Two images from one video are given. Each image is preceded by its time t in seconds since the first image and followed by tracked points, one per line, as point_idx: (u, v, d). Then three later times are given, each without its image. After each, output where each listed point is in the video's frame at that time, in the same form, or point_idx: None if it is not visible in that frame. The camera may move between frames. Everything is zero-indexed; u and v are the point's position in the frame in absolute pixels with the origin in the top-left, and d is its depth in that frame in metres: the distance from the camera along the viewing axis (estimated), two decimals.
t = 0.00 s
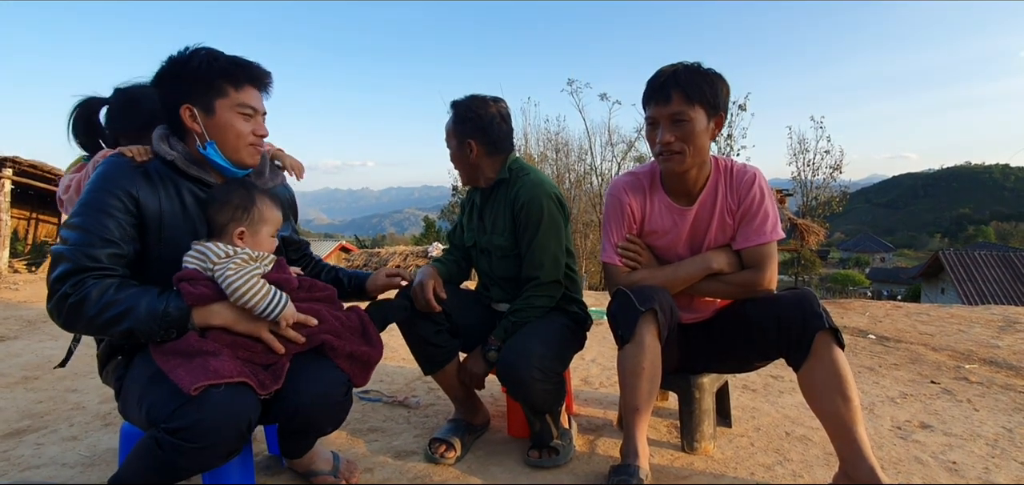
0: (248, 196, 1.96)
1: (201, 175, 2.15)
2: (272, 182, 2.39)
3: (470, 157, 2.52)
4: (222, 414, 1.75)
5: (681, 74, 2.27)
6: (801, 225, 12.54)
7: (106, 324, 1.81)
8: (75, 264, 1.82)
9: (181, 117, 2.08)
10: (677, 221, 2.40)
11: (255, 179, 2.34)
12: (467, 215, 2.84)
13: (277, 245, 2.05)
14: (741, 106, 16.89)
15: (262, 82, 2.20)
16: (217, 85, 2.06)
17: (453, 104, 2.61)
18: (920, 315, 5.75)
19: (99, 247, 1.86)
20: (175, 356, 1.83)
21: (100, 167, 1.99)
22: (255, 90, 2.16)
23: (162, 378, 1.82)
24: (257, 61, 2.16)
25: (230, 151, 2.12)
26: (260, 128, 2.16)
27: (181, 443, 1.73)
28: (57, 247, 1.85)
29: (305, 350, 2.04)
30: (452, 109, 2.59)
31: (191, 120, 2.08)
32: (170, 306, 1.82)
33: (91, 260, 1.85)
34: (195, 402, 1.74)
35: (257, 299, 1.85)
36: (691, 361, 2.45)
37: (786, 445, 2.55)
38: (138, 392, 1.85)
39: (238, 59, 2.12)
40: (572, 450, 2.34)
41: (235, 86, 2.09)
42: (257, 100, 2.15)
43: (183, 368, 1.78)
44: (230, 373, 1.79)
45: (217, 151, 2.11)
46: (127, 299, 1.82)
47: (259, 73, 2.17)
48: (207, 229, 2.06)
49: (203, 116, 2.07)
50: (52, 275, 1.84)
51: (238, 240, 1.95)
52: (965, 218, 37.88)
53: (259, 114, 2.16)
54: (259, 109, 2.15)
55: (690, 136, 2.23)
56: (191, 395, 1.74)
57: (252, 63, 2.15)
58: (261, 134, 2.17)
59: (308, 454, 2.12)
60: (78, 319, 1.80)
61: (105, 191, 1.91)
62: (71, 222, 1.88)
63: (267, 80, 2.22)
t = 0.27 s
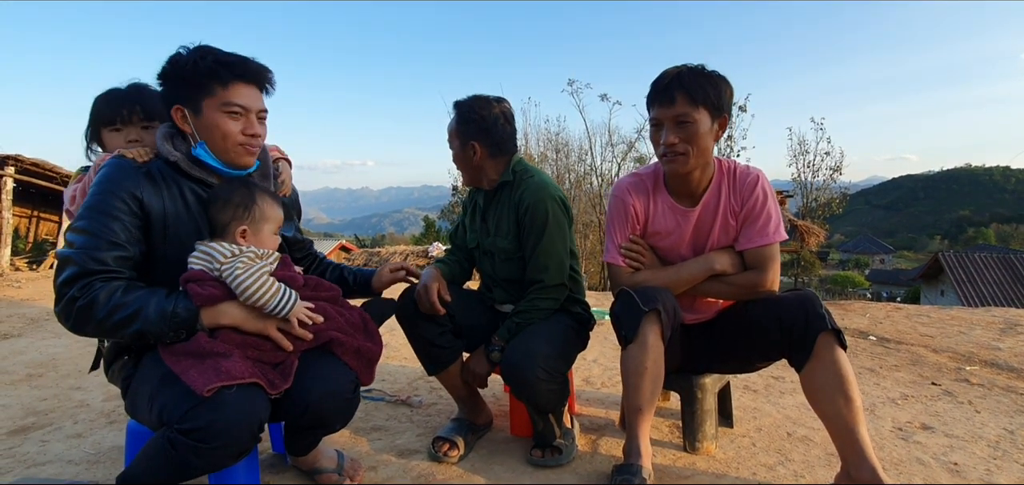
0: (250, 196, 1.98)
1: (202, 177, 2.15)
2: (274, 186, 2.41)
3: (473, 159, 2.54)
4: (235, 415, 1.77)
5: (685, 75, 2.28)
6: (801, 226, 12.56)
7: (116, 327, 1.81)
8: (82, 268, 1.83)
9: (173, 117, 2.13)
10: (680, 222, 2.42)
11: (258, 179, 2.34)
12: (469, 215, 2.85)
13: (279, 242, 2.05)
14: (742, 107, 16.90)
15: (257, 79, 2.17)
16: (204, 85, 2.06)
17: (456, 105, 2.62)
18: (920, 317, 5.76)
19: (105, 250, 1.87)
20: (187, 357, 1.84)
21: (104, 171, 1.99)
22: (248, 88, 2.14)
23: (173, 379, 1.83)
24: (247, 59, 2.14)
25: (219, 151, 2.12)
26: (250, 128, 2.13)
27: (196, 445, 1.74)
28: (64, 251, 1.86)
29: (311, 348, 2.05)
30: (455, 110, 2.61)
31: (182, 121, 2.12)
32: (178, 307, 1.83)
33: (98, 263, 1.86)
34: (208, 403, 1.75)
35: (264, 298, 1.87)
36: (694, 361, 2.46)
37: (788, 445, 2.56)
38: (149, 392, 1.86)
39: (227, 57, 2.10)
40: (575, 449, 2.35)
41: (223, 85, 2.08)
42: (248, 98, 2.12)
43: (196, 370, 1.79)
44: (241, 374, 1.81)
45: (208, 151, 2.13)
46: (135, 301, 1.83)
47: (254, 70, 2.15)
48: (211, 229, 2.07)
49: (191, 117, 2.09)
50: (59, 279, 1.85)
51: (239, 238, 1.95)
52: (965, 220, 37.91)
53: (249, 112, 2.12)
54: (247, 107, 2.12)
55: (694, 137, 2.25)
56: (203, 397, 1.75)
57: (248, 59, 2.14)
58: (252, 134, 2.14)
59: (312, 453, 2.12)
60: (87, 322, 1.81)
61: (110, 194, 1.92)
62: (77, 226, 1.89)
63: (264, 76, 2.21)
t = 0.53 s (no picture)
0: (244, 195, 1.95)
1: (201, 177, 2.13)
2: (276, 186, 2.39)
3: (473, 160, 2.54)
4: (230, 410, 1.76)
5: (684, 75, 2.28)
6: (801, 227, 12.57)
7: (114, 325, 1.82)
8: (82, 265, 1.84)
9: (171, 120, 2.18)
10: (681, 222, 2.42)
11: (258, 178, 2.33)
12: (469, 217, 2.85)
13: (279, 243, 2.04)
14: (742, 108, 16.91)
15: (246, 75, 2.14)
16: (190, 85, 2.06)
17: (455, 106, 2.62)
18: (921, 318, 5.76)
19: (106, 248, 1.88)
20: (183, 353, 1.84)
21: (108, 170, 2.01)
22: (235, 84, 2.10)
23: (170, 376, 1.83)
24: (233, 55, 2.11)
25: (206, 151, 2.11)
26: (234, 126, 2.09)
27: (190, 440, 1.74)
28: (65, 249, 1.88)
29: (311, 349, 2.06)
30: (455, 110, 2.61)
31: (177, 122, 2.16)
32: (176, 307, 1.83)
33: (98, 261, 1.86)
34: (203, 399, 1.75)
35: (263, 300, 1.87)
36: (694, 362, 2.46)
37: (789, 447, 2.56)
38: (147, 389, 1.86)
39: (218, 55, 2.09)
40: (576, 450, 2.35)
41: (208, 84, 2.06)
42: (231, 95, 2.08)
43: (191, 365, 1.79)
44: (237, 369, 1.80)
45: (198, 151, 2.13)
46: (133, 300, 1.83)
47: (240, 66, 2.12)
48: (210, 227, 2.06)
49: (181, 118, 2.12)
50: (60, 277, 1.86)
51: (238, 241, 1.94)
52: (966, 221, 37.91)
53: (235, 110, 2.09)
54: (230, 104, 2.08)
55: (693, 137, 2.25)
56: (198, 391, 1.75)
57: (235, 56, 2.12)
58: (236, 132, 2.09)
59: (312, 454, 2.13)
60: (85, 320, 1.82)
61: (112, 193, 1.93)
62: (79, 224, 1.90)
63: (253, 71, 2.17)
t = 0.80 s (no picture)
0: (244, 191, 1.95)
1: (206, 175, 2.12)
2: (276, 183, 2.37)
3: (470, 159, 2.54)
4: (220, 407, 1.76)
5: (670, 73, 2.29)
6: (800, 228, 12.57)
7: (107, 320, 1.82)
8: (79, 259, 1.84)
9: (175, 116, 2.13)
10: (669, 220, 2.42)
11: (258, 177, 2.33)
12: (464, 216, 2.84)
13: (279, 240, 2.04)
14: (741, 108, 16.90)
15: (258, 78, 2.15)
16: (206, 84, 2.06)
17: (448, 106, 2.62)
18: (919, 318, 5.76)
19: (102, 242, 1.87)
20: (175, 349, 1.84)
21: (108, 164, 2.00)
22: (248, 86, 2.12)
23: (162, 371, 1.83)
24: (249, 58, 2.13)
25: (219, 151, 2.10)
26: (247, 126, 2.11)
27: (180, 436, 1.74)
28: (62, 242, 1.87)
29: (305, 347, 2.04)
30: (451, 108, 2.60)
31: (182, 119, 2.12)
32: (170, 303, 1.83)
33: (94, 255, 1.86)
34: (194, 395, 1.75)
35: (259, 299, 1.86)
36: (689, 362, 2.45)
37: (784, 447, 2.55)
38: (138, 385, 1.85)
39: (232, 57, 2.10)
40: (571, 450, 2.34)
41: (224, 84, 2.07)
42: (247, 96, 2.11)
43: (183, 362, 1.78)
44: (228, 367, 1.79)
45: (206, 149, 2.11)
46: (128, 294, 1.83)
47: (253, 69, 2.13)
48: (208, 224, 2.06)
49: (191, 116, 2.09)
50: (56, 270, 1.85)
51: (238, 236, 1.94)
52: (965, 222, 37.93)
53: (249, 111, 2.11)
54: (245, 105, 2.10)
55: (680, 133, 2.25)
56: (188, 388, 1.75)
57: (250, 61, 2.14)
58: (250, 133, 2.12)
59: (306, 453, 2.12)
60: (80, 313, 1.82)
61: (110, 187, 1.92)
62: (77, 217, 1.89)
63: (264, 76, 2.18)
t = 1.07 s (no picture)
0: (244, 193, 1.97)
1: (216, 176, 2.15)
2: (274, 181, 2.41)
3: (470, 159, 2.54)
4: (223, 412, 1.77)
5: (645, 77, 2.34)
6: (798, 228, 12.58)
7: (107, 321, 1.83)
8: (79, 260, 1.85)
9: (191, 115, 2.11)
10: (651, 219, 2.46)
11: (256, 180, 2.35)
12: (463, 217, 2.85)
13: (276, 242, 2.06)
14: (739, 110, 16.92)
15: (273, 89, 2.24)
16: (230, 88, 2.10)
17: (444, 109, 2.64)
18: (915, 319, 5.78)
19: (102, 244, 1.88)
20: (177, 353, 1.85)
21: (110, 163, 2.00)
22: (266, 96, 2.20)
23: (163, 376, 1.83)
24: (268, 69, 2.21)
25: (241, 155, 2.16)
26: (268, 132, 2.20)
27: (182, 442, 1.75)
28: (63, 242, 1.88)
29: (304, 348, 2.05)
30: (451, 110, 2.61)
31: (202, 121, 2.11)
32: (171, 305, 1.84)
33: (94, 256, 1.87)
34: (196, 401, 1.76)
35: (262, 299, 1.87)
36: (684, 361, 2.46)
37: (779, 447, 2.56)
38: (139, 389, 1.86)
39: (252, 66, 2.17)
40: (566, 450, 2.34)
41: (248, 91, 2.14)
42: (266, 104, 2.19)
43: (185, 367, 1.79)
44: (230, 372, 1.81)
45: (225, 152, 2.15)
46: (128, 296, 1.83)
47: (270, 80, 2.21)
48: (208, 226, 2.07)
49: (214, 118, 2.10)
50: (56, 270, 1.86)
51: (234, 239, 1.95)
52: (963, 223, 37.98)
53: (268, 119, 2.20)
54: (268, 113, 2.19)
55: (656, 134, 2.29)
56: (191, 394, 1.75)
57: (266, 71, 2.21)
58: (267, 138, 2.22)
59: (302, 454, 2.13)
60: (79, 313, 1.83)
61: (111, 188, 1.92)
62: (77, 217, 1.90)
63: (278, 88, 2.26)
